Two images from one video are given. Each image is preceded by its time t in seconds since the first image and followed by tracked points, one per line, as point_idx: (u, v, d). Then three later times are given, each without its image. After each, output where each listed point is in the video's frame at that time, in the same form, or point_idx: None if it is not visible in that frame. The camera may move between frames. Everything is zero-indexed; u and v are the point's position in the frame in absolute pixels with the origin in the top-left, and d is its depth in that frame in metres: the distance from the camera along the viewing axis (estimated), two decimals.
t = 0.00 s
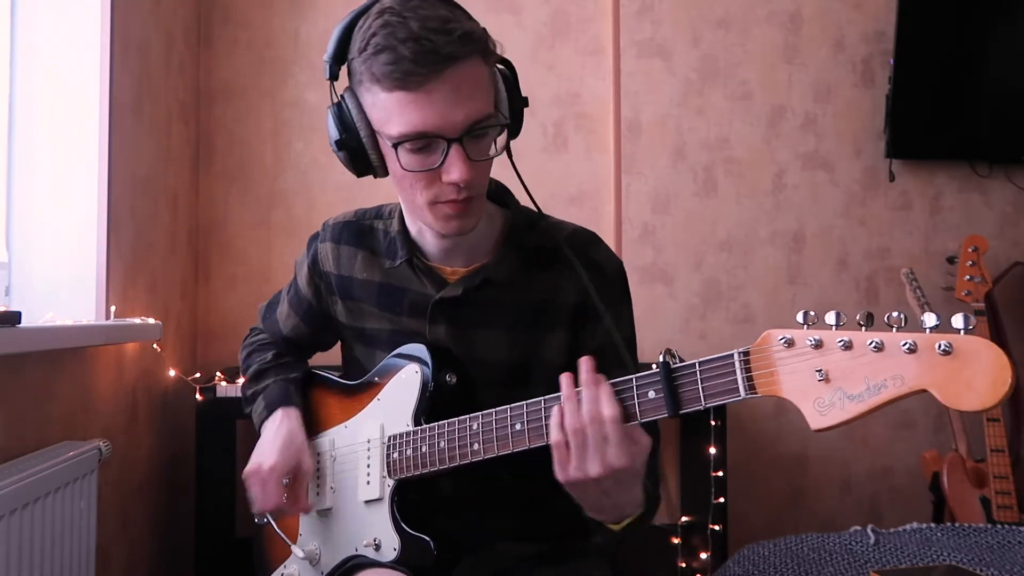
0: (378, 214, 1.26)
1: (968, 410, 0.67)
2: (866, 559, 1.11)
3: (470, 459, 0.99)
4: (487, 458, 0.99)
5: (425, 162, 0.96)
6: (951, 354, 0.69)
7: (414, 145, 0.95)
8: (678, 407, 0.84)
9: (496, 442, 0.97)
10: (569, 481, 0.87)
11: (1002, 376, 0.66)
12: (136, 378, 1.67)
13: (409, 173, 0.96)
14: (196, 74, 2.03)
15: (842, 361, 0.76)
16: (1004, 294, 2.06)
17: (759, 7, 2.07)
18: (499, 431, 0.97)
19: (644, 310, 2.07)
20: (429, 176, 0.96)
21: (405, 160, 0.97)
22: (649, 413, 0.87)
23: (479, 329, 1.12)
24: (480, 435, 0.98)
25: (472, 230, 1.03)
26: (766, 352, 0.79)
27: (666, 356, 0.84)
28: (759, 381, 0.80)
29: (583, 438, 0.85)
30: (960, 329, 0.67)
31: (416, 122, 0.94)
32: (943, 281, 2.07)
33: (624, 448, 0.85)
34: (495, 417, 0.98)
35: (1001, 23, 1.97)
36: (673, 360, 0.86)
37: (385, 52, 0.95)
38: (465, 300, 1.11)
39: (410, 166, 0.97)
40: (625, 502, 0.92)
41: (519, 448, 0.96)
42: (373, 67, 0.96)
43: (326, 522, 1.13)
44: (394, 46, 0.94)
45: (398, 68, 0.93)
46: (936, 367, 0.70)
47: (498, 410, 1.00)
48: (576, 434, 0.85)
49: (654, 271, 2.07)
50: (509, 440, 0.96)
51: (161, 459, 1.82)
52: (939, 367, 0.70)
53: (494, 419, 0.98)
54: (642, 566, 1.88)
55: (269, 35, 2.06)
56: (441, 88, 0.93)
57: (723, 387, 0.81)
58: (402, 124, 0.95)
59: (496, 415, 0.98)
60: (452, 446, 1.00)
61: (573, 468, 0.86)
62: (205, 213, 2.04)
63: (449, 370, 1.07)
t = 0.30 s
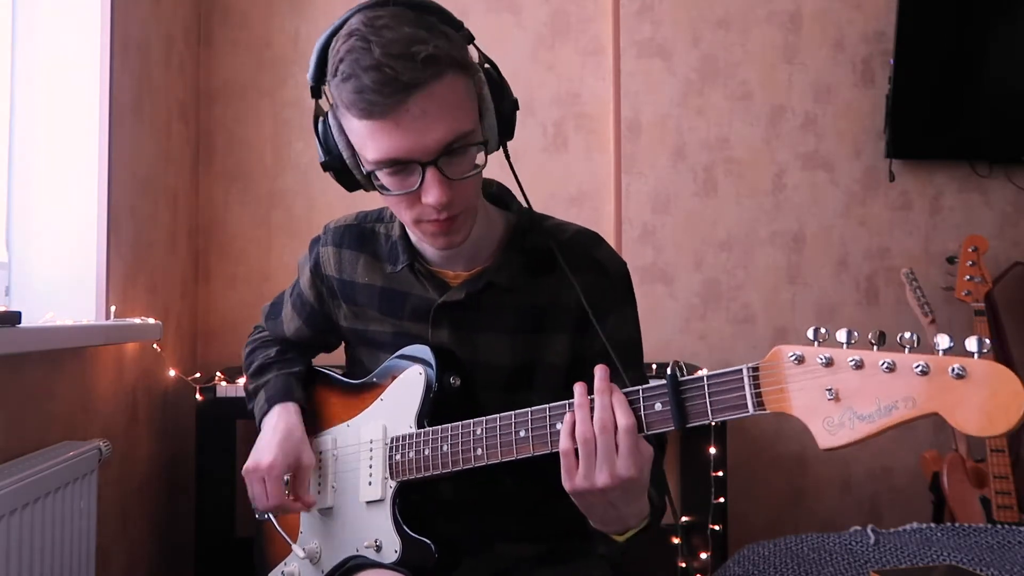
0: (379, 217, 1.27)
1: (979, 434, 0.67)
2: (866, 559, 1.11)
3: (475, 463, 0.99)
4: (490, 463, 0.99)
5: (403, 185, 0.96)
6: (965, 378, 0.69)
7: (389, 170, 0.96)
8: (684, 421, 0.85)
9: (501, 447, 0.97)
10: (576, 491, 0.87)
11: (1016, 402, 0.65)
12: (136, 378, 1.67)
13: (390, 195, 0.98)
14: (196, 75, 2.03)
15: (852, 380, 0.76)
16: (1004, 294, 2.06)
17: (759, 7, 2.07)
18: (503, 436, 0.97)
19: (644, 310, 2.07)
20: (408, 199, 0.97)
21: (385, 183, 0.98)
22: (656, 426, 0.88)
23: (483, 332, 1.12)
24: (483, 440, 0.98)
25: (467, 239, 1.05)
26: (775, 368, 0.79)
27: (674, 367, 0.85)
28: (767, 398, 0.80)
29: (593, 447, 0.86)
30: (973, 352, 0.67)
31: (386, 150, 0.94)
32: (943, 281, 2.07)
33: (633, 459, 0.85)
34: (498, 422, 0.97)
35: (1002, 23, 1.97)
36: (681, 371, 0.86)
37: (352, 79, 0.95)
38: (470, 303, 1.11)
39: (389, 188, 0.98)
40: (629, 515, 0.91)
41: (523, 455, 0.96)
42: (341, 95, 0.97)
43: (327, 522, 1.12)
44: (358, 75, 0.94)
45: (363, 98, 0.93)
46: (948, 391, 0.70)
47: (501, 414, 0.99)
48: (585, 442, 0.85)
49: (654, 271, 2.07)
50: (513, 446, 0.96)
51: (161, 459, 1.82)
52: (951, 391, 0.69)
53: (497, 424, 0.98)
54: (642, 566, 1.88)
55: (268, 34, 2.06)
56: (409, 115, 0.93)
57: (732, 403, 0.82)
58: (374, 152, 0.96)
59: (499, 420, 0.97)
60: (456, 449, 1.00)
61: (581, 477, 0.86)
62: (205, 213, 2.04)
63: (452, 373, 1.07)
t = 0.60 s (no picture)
0: (378, 216, 1.27)
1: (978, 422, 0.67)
2: (866, 559, 1.11)
3: (473, 461, 0.99)
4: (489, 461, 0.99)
5: (398, 180, 0.97)
6: (960, 365, 0.69)
7: (385, 164, 0.96)
8: (682, 414, 0.85)
9: (499, 445, 0.97)
10: (574, 486, 0.87)
11: (1012, 388, 0.65)
12: (136, 378, 1.67)
13: (384, 190, 0.98)
14: (196, 74, 2.03)
15: (848, 370, 0.76)
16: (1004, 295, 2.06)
17: (759, 7, 2.07)
18: (502, 435, 0.97)
19: (644, 310, 2.07)
20: (402, 195, 0.97)
21: (381, 178, 0.98)
22: (654, 419, 0.88)
23: (483, 331, 1.12)
24: (482, 438, 0.98)
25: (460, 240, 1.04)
26: (772, 360, 0.79)
27: (671, 361, 0.85)
28: (765, 390, 0.80)
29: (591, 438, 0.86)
30: (969, 339, 0.68)
31: (381, 144, 0.94)
32: (943, 281, 2.07)
33: (631, 453, 0.84)
34: (497, 420, 0.97)
35: (1002, 22, 1.97)
36: (678, 365, 0.86)
37: (350, 72, 0.95)
38: (470, 302, 1.11)
39: (384, 183, 0.98)
40: (629, 513, 0.92)
41: (521, 452, 0.96)
42: (340, 87, 0.97)
43: (326, 522, 1.12)
44: (357, 68, 0.94)
45: (361, 92, 0.93)
46: (944, 379, 0.70)
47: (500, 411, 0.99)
48: (584, 435, 0.86)
49: (654, 271, 2.07)
50: (511, 444, 0.96)
51: (162, 459, 1.82)
52: (947, 378, 0.69)
53: (496, 421, 0.98)
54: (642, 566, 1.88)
55: (268, 35, 2.06)
56: (405, 110, 0.93)
57: (730, 395, 0.82)
58: (370, 145, 0.96)
59: (498, 418, 0.98)
60: (455, 447, 1.00)
61: (579, 471, 0.86)
62: (205, 214, 2.04)
63: (451, 372, 1.07)
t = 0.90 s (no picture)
0: (379, 215, 1.27)
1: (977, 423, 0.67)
2: (866, 559, 1.11)
3: (472, 461, 0.99)
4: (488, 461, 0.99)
5: (405, 171, 0.96)
6: (958, 365, 0.69)
7: (393, 154, 0.96)
8: (680, 414, 0.85)
9: (497, 444, 0.97)
10: (572, 487, 0.86)
11: (1010, 388, 0.65)
12: (136, 378, 1.67)
13: (392, 183, 0.98)
14: (196, 74, 2.03)
15: (846, 370, 0.76)
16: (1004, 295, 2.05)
17: (759, 7, 2.07)
18: (499, 434, 0.97)
19: (644, 310, 2.07)
20: (410, 185, 0.96)
21: (387, 170, 0.98)
22: (652, 420, 0.88)
23: (483, 330, 1.12)
24: (481, 437, 0.98)
25: (465, 233, 1.04)
26: (769, 360, 0.79)
27: (669, 362, 0.85)
28: (762, 390, 0.80)
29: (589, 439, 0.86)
30: (968, 339, 0.67)
31: (390, 133, 0.94)
32: (943, 281, 2.07)
33: (629, 454, 0.84)
34: (495, 419, 0.98)
35: (1002, 22, 1.97)
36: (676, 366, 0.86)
37: (358, 63, 0.95)
38: (470, 301, 1.11)
39: (391, 175, 0.97)
40: (629, 514, 0.91)
41: (520, 452, 0.96)
42: (347, 78, 0.97)
43: (326, 522, 1.12)
44: (365, 58, 0.94)
45: (370, 81, 0.93)
46: (942, 379, 0.69)
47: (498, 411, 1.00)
48: (582, 436, 0.86)
49: (654, 271, 2.07)
50: (510, 443, 0.96)
51: (162, 459, 1.82)
52: (945, 378, 0.69)
53: (495, 421, 0.98)
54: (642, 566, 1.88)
55: (269, 35, 2.06)
56: (414, 99, 0.93)
57: (726, 395, 0.82)
58: (378, 135, 0.95)
59: (496, 417, 0.98)
60: (454, 446, 1.00)
61: (577, 472, 0.86)
62: (205, 213, 2.04)
63: (451, 371, 1.06)
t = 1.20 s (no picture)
0: (379, 215, 1.27)
1: (982, 428, 0.66)
2: (866, 559, 1.11)
3: (473, 462, 0.99)
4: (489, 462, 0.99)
5: (408, 177, 0.96)
6: (962, 370, 0.68)
7: (394, 161, 0.96)
8: (683, 417, 0.85)
9: (499, 446, 0.97)
10: (573, 490, 0.87)
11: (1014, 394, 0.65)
12: (136, 378, 1.67)
13: (393, 189, 0.98)
14: (196, 74, 2.03)
15: (849, 374, 0.76)
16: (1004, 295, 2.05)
17: (760, 7, 2.07)
18: (502, 434, 0.97)
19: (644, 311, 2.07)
20: (413, 191, 0.96)
21: (389, 177, 0.98)
22: (654, 422, 0.88)
23: (483, 330, 1.12)
24: (481, 439, 0.98)
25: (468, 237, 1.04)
26: (773, 363, 0.80)
27: (671, 364, 0.85)
28: (766, 393, 0.80)
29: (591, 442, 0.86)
30: (970, 344, 0.67)
31: (391, 140, 0.94)
32: (943, 281, 2.07)
33: (630, 458, 0.84)
34: (496, 420, 0.97)
35: (1003, 22, 1.97)
36: (679, 368, 0.86)
37: (356, 69, 0.95)
38: (470, 301, 1.11)
39: (393, 181, 0.98)
40: (628, 514, 0.91)
41: (521, 453, 0.96)
42: (346, 86, 0.97)
43: (326, 522, 1.12)
44: (364, 65, 0.94)
45: (369, 88, 0.93)
46: (946, 384, 0.69)
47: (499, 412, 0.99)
48: (582, 440, 0.86)
49: (654, 271, 2.07)
50: (511, 444, 0.96)
51: (162, 459, 1.82)
52: (949, 384, 0.69)
53: (495, 422, 0.97)
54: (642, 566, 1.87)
55: (268, 35, 2.06)
56: (414, 105, 0.93)
57: (730, 398, 0.82)
58: (379, 142, 0.95)
59: (497, 418, 0.97)
60: (455, 447, 1.00)
61: (578, 476, 0.86)
62: (205, 213, 2.04)
63: (451, 372, 1.06)
